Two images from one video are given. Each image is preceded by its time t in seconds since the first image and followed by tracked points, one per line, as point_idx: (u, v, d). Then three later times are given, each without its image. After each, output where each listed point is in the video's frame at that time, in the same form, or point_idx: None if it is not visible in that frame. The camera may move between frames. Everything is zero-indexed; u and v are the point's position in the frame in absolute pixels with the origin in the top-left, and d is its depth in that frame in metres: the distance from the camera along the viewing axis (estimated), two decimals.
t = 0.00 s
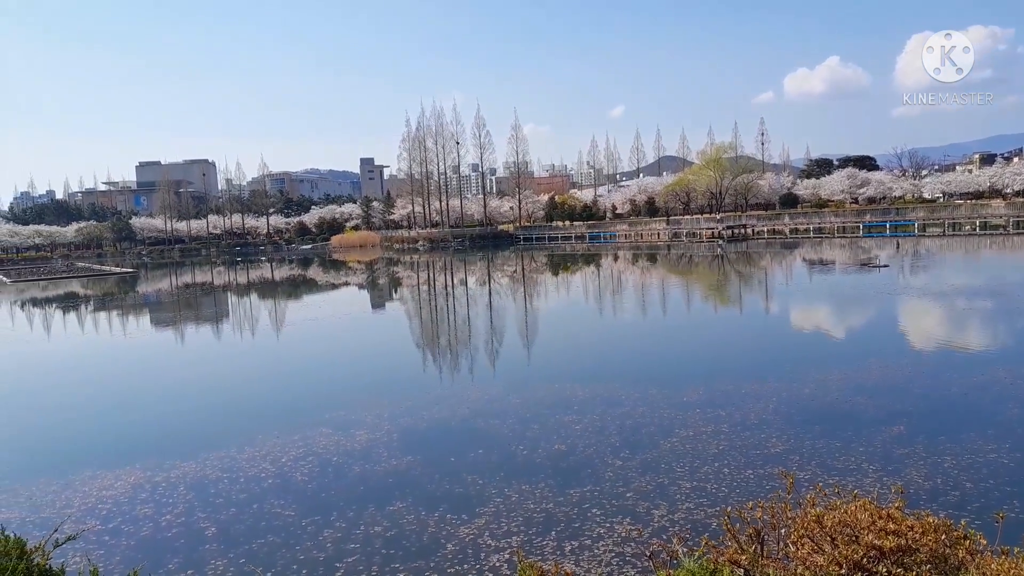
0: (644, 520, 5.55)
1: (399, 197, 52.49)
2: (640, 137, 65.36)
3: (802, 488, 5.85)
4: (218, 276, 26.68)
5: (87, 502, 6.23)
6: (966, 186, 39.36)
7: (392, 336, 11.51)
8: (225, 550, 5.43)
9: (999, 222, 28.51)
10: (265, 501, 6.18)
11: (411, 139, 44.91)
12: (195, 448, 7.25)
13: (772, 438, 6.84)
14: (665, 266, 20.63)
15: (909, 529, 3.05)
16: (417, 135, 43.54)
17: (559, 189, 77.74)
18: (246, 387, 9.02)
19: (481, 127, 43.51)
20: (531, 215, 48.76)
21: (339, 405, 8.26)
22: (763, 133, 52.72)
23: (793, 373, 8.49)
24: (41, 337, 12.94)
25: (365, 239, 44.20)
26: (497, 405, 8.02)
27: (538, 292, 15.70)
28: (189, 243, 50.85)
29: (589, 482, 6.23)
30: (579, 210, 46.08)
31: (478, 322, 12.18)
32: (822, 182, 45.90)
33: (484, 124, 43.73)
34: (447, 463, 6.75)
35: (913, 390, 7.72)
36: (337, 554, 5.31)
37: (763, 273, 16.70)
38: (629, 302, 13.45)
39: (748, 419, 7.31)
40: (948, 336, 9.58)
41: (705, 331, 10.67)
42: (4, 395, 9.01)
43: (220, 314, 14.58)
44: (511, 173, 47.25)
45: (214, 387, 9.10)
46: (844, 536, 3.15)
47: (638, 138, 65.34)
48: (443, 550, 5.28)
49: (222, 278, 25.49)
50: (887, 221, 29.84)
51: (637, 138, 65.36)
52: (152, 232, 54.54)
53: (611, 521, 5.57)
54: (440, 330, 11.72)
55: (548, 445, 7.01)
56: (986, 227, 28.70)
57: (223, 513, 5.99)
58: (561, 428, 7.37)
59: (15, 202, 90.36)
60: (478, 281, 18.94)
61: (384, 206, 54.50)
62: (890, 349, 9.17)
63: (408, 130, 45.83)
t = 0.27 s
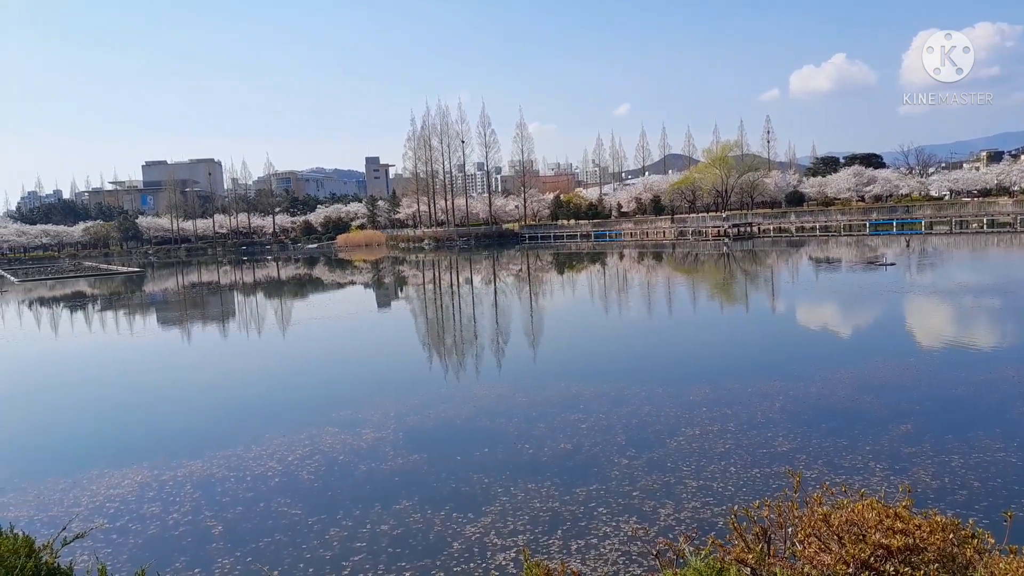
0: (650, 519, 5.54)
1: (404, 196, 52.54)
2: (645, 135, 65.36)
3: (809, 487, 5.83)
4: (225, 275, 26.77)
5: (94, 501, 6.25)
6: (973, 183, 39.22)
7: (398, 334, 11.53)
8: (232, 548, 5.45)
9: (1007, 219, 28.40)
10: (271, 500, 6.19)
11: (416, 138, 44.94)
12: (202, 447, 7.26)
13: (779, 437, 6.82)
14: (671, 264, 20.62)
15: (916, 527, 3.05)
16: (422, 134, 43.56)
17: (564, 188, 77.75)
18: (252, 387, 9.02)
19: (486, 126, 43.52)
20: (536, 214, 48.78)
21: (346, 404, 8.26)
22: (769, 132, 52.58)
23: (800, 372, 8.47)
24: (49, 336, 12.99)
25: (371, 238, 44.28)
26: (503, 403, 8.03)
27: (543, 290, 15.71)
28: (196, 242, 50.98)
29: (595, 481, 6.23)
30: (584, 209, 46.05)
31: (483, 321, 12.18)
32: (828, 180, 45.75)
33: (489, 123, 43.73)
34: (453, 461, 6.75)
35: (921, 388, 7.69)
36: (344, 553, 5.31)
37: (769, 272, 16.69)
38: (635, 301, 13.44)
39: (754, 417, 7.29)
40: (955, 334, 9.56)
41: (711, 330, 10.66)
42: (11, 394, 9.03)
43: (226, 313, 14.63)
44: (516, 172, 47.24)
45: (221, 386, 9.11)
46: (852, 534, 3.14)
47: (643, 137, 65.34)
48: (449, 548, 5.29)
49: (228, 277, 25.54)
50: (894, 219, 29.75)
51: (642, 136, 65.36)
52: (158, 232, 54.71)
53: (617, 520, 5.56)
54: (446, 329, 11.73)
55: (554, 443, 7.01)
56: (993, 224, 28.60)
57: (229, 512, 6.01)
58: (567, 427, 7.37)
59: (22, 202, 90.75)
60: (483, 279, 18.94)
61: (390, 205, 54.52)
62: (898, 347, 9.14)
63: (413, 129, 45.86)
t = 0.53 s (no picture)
0: (656, 521, 5.53)
1: (411, 197, 52.58)
2: (651, 136, 65.32)
3: (816, 489, 5.81)
4: (232, 276, 26.82)
5: (102, 501, 6.28)
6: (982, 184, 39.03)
7: (404, 335, 11.54)
8: (238, 549, 5.46)
9: (1015, 221, 28.27)
10: (278, 500, 6.20)
11: (423, 139, 45.00)
12: (209, 448, 7.27)
13: (786, 439, 6.80)
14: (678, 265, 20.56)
15: (925, 531, 3.03)
16: (428, 135, 43.60)
17: (571, 189, 77.76)
18: (260, 387, 9.05)
19: (492, 127, 43.54)
20: (542, 215, 48.79)
21: (353, 405, 8.27)
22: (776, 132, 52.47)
23: (807, 373, 8.44)
24: (58, 336, 13.05)
25: (377, 239, 44.35)
26: (509, 405, 8.03)
27: (550, 291, 15.69)
28: (203, 243, 51.13)
29: (601, 482, 6.22)
30: (590, 210, 46.02)
31: (490, 321, 12.19)
32: (836, 181, 45.61)
33: (495, 124, 43.76)
34: (459, 462, 6.75)
35: (930, 390, 7.66)
36: (349, 554, 5.32)
37: (776, 273, 16.64)
38: (641, 302, 13.42)
39: (762, 419, 7.27)
40: (964, 336, 9.51)
41: (718, 331, 10.63)
42: (20, 395, 9.07)
43: (233, 314, 14.66)
44: (523, 172, 47.24)
45: (229, 386, 9.13)
46: (860, 538, 3.13)
47: (649, 138, 65.30)
48: (455, 549, 5.29)
49: (235, 278, 25.59)
50: (902, 221, 29.65)
51: (649, 137, 65.32)
52: (166, 232, 54.91)
53: (624, 522, 5.55)
54: (452, 330, 11.73)
55: (560, 445, 7.00)
56: (1002, 226, 28.45)
57: (236, 512, 6.02)
58: (573, 428, 7.36)
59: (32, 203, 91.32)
60: (490, 281, 18.95)
61: (396, 205, 54.54)
62: (906, 349, 9.10)
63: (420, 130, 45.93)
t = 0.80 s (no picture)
0: (665, 520, 5.52)
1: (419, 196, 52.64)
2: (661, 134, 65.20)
3: (826, 489, 5.78)
4: (242, 275, 26.88)
5: (112, 498, 6.31)
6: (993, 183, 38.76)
7: (413, 334, 11.54)
8: (248, 546, 5.47)
9: None
10: (287, 498, 6.21)
11: (431, 138, 45.04)
12: (215, 447, 7.27)
13: (796, 438, 6.78)
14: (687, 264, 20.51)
15: (937, 531, 3.01)
16: (437, 134, 43.64)
17: (580, 188, 77.69)
18: (269, 385, 9.07)
19: (501, 126, 43.54)
20: (551, 214, 48.77)
21: (362, 403, 8.29)
22: (785, 131, 52.21)
23: (816, 373, 8.41)
24: (69, 335, 13.12)
25: (386, 238, 44.43)
26: (518, 404, 8.02)
27: (558, 290, 15.66)
28: (212, 242, 51.31)
29: (610, 481, 6.21)
30: (598, 208, 45.95)
31: (498, 320, 12.18)
32: (846, 179, 45.41)
33: (504, 123, 43.76)
34: (468, 461, 6.75)
35: (941, 390, 7.62)
36: (359, 552, 5.32)
37: (786, 272, 16.58)
38: (650, 301, 13.38)
39: (771, 419, 7.24)
40: (975, 336, 9.44)
41: (726, 331, 10.59)
42: (29, 393, 9.11)
43: (243, 313, 14.69)
44: (531, 171, 47.20)
45: (238, 384, 9.16)
46: (871, 537, 3.12)
47: (659, 136, 65.20)
48: (463, 548, 5.29)
49: (244, 277, 25.65)
50: (913, 219, 29.49)
51: (658, 136, 65.21)
52: (175, 231, 55.15)
53: (633, 521, 5.54)
54: (460, 329, 11.72)
55: (569, 444, 6.99)
56: (1014, 225, 28.25)
57: (245, 510, 6.04)
58: (582, 427, 7.35)
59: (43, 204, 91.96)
60: (498, 280, 18.93)
61: (405, 204, 54.59)
62: (917, 348, 9.04)
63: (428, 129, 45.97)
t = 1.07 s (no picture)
0: (675, 520, 5.50)
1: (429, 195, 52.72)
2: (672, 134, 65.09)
3: (838, 490, 5.75)
4: (252, 273, 26.98)
5: (124, 495, 6.34)
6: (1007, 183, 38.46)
7: (422, 333, 11.55)
8: (258, 544, 5.49)
9: None
10: (297, 496, 6.23)
11: (441, 137, 45.08)
12: (221, 447, 7.25)
13: (806, 439, 6.75)
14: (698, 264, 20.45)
15: (950, 533, 2.99)
16: (447, 133, 43.68)
17: (590, 187, 77.62)
18: (278, 384, 9.10)
19: (511, 125, 43.54)
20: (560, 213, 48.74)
21: (371, 402, 8.29)
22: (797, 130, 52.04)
23: (827, 373, 8.37)
24: (80, 332, 13.20)
25: (396, 237, 44.50)
26: (527, 403, 8.01)
27: (568, 289, 15.63)
28: (223, 240, 51.54)
29: (619, 481, 6.20)
30: (609, 207, 45.87)
31: (508, 320, 12.18)
32: (857, 179, 45.20)
33: (514, 122, 43.76)
34: (477, 460, 6.75)
35: (954, 391, 7.56)
36: (368, 550, 5.34)
37: (797, 272, 16.51)
38: (660, 301, 13.34)
39: (782, 419, 7.21)
40: (989, 336, 9.37)
41: (736, 331, 10.54)
42: (36, 392, 9.11)
43: (253, 311, 14.73)
44: (541, 170, 47.19)
45: (247, 383, 9.19)
46: (883, 540, 3.09)
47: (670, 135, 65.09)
48: (473, 547, 5.29)
49: (255, 275, 25.73)
50: (925, 219, 29.30)
51: (669, 135, 65.10)
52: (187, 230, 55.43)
53: (642, 521, 5.53)
54: (470, 328, 11.72)
55: (578, 444, 6.98)
56: None
57: (256, 508, 6.06)
58: (592, 427, 7.34)
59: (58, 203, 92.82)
60: (508, 279, 18.93)
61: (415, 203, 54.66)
62: (928, 349, 8.99)
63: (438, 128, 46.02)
